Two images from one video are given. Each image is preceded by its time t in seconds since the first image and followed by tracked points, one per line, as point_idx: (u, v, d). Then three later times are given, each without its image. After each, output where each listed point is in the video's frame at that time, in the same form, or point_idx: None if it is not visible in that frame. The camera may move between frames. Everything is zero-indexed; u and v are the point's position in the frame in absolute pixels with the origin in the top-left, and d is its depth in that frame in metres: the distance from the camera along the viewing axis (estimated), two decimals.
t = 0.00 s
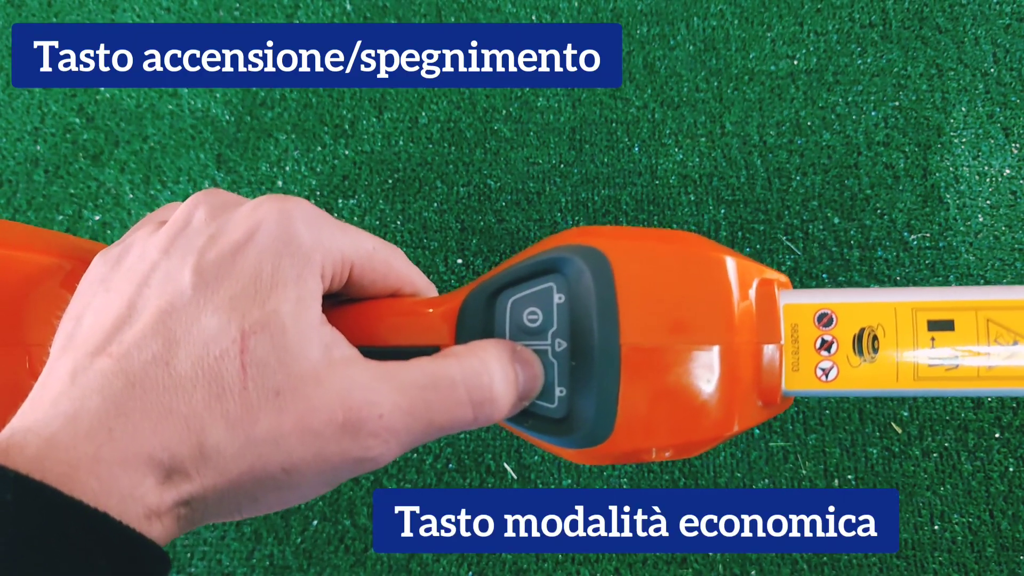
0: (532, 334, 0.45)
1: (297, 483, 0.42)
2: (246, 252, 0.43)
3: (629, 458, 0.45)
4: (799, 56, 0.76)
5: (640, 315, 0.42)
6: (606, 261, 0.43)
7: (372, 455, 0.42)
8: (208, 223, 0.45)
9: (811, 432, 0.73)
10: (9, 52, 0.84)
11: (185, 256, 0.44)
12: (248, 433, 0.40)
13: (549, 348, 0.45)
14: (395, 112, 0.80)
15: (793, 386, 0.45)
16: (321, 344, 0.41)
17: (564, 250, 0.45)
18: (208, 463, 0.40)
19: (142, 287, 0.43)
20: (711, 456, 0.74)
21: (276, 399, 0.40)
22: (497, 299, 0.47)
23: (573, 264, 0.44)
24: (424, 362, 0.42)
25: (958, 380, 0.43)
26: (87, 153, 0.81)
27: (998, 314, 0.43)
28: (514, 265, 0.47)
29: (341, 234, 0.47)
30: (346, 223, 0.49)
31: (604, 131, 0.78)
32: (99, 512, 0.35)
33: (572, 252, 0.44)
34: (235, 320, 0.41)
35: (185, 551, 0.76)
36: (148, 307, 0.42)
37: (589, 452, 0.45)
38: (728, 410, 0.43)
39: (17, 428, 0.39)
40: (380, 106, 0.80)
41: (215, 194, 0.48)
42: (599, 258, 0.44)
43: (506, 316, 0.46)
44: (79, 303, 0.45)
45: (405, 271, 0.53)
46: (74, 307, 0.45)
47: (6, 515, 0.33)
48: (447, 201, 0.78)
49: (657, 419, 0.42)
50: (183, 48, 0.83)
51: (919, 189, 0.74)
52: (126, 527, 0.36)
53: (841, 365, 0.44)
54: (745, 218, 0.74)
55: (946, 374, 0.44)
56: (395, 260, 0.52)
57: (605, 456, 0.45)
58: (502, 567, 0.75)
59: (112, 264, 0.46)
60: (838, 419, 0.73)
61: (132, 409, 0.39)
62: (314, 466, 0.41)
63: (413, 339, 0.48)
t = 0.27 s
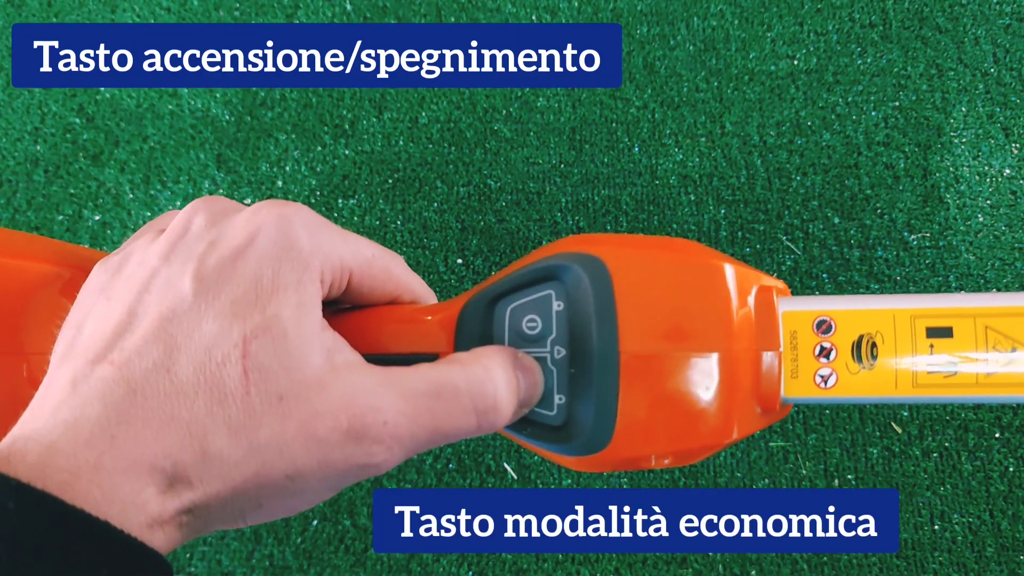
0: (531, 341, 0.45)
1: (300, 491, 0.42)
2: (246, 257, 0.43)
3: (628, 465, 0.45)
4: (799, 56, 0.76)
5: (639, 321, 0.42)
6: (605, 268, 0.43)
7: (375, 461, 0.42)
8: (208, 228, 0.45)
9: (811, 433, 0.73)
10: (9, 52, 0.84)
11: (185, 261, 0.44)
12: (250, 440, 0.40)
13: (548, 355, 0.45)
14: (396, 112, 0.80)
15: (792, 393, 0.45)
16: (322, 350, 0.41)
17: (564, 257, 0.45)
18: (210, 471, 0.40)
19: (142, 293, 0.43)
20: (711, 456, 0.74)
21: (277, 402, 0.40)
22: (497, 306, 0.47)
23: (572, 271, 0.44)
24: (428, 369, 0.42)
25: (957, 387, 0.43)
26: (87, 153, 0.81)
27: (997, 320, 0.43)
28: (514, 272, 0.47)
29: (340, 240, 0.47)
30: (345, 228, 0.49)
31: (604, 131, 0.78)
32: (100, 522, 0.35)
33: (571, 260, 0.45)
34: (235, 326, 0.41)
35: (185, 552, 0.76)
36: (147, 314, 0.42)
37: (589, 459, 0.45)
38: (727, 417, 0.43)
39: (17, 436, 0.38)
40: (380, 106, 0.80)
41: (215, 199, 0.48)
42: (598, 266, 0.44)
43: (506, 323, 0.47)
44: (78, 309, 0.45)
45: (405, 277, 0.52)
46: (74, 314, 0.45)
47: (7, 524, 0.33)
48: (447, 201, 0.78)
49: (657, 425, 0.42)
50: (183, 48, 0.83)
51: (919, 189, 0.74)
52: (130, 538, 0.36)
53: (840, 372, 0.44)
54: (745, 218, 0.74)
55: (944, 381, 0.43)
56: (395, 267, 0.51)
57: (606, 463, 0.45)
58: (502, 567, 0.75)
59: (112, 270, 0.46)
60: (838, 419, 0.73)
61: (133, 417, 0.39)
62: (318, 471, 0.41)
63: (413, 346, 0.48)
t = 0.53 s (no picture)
0: (529, 338, 0.45)
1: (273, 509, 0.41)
2: (244, 266, 0.43)
3: (626, 463, 0.45)
4: (799, 56, 0.76)
5: (637, 317, 0.42)
6: (604, 265, 0.43)
7: (374, 462, 0.41)
8: (208, 234, 0.45)
9: (811, 432, 0.73)
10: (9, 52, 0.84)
11: (182, 264, 0.44)
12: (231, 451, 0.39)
13: (546, 351, 0.44)
14: (396, 112, 0.80)
15: (789, 389, 0.45)
16: (310, 365, 0.42)
17: (563, 253, 0.45)
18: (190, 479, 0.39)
19: (137, 293, 0.42)
20: (711, 456, 0.74)
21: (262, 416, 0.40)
22: (495, 303, 0.46)
23: (572, 268, 0.44)
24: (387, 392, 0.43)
25: (953, 386, 0.43)
26: (87, 153, 0.81)
27: (995, 318, 0.43)
28: (513, 269, 0.46)
29: (340, 251, 0.48)
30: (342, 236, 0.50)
31: (604, 131, 0.78)
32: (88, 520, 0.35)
33: (571, 256, 0.44)
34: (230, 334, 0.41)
35: (185, 551, 0.76)
36: (142, 312, 0.42)
37: (584, 456, 0.44)
38: (723, 415, 0.43)
39: None
40: (380, 106, 0.80)
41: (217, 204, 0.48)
42: (598, 262, 0.44)
43: (503, 320, 0.46)
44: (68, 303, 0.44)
45: (404, 278, 0.53)
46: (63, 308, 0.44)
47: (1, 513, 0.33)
48: (447, 201, 0.78)
49: (654, 422, 0.42)
50: (184, 48, 0.83)
51: (919, 189, 0.74)
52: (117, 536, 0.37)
53: (837, 368, 0.44)
54: (745, 218, 0.74)
55: (942, 378, 0.43)
56: (395, 268, 0.52)
57: (602, 460, 0.44)
58: (502, 567, 0.75)
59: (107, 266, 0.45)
60: (837, 419, 0.73)
61: (121, 418, 0.38)
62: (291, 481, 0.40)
63: (410, 343, 0.48)
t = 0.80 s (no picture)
0: (526, 340, 0.44)
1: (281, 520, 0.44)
2: (254, 301, 0.41)
3: (624, 465, 0.44)
4: (799, 56, 0.76)
5: (632, 322, 0.42)
6: (600, 268, 0.43)
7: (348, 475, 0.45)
8: (218, 257, 0.42)
9: (811, 433, 0.73)
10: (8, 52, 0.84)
11: (192, 291, 0.41)
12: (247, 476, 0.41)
13: (543, 354, 0.44)
14: (396, 112, 0.80)
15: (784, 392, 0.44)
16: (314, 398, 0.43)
17: (559, 257, 0.45)
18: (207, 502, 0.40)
19: (148, 312, 0.41)
20: (711, 456, 0.74)
21: (278, 453, 0.41)
22: (492, 307, 0.46)
23: (568, 271, 0.44)
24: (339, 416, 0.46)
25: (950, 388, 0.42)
26: (87, 153, 0.81)
27: (991, 320, 0.42)
28: (509, 273, 0.46)
29: (350, 273, 0.45)
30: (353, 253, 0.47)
31: (604, 131, 0.78)
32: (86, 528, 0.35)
33: (567, 259, 0.44)
34: (245, 376, 0.40)
35: (184, 551, 0.76)
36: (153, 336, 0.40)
37: (581, 459, 0.44)
38: (721, 420, 0.43)
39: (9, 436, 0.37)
40: (380, 106, 0.80)
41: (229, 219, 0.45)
42: (594, 266, 0.43)
43: (500, 323, 0.45)
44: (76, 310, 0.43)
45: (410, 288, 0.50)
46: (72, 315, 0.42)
47: None
48: (447, 201, 0.78)
49: (650, 425, 0.42)
50: (184, 48, 0.83)
51: (919, 189, 0.74)
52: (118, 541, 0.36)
53: (833, 371, 0.43)
54: (745, 218, 0.74)
55: (938, 381, 0.42)
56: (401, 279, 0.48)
57: (599, 463, 0.44)
58: (502, 567, 0.75)
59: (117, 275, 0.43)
60: (837, 419, 0.73)
61: (138, 444, 0.38)
62: (302, 497, 0.43)
63: (408, 346, 0.46)
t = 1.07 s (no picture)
0: (506, 332, 0.43)
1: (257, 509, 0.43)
2: (228, 289, 0.41)
3: (603, 458, 0.43)
4: (799, 56, 0.76)
5: (613, 313, 0.41)
6: (582, 260, 0.42)
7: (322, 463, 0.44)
8: (189, 242, 0.41)
9: (811, 433, 0.73)
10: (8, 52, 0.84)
11: (163, 276, 0.40)
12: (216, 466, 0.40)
13: (523, 346, 0.43)
14: (396, 112, 0.80)
15: (767, 386, 0.44)
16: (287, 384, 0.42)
17: (541, 248, 0.43)
18: (178, 491, 0.40)
19: (115, 298, 0.40)
20: (710, 456, 0.74)
21: (249, 439, 0.41)
22: (473, 298, 0.45)
23: (550, 263, 0.43)
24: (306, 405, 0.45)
25: (932, 384, 0.41)
26: (87, 153, 0.81)
27: (973, 315, 0.41)
28: (489, 263, 0.45)
29: (323, 260, 0.45)
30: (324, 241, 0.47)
31: (604, 131, 0.78)
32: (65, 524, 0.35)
33: (550, 251, 0.43)
34: (216, 362, 0.40)
35: (184, 551, 0.76)
36: (123, 323, 0.39)
37: (557, 451, 0.43)
38: (699, 413, 0.42)
39: None
40: (380, 106, 0.80)
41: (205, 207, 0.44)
42: (575, 256, 0.43)
43: (481, 315, 0.44)
44: (48, 299, 0.42)
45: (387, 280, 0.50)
46: (42, 304, 0.42)
47: None
48: (447, 201, 0.78)
49: (627, 417, 0.41)
50: (183, 48, 0.83)
51: (919, 189, 0.74)
52: (91, 532, 0.37)
53: (815, 365, 0.43)
54: (745, 218, 0.74)
55: (920, 376, 0.42)
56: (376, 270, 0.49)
57: (575, 455, 0.43)
58: (502, 567, 0.75)
59: (88, 264, 0.43)
60: (838, 419, 0.73)
61: (106, 433, 0.38)
62: (277, 483, 0.42)
63: (387, 338, 0.46)
